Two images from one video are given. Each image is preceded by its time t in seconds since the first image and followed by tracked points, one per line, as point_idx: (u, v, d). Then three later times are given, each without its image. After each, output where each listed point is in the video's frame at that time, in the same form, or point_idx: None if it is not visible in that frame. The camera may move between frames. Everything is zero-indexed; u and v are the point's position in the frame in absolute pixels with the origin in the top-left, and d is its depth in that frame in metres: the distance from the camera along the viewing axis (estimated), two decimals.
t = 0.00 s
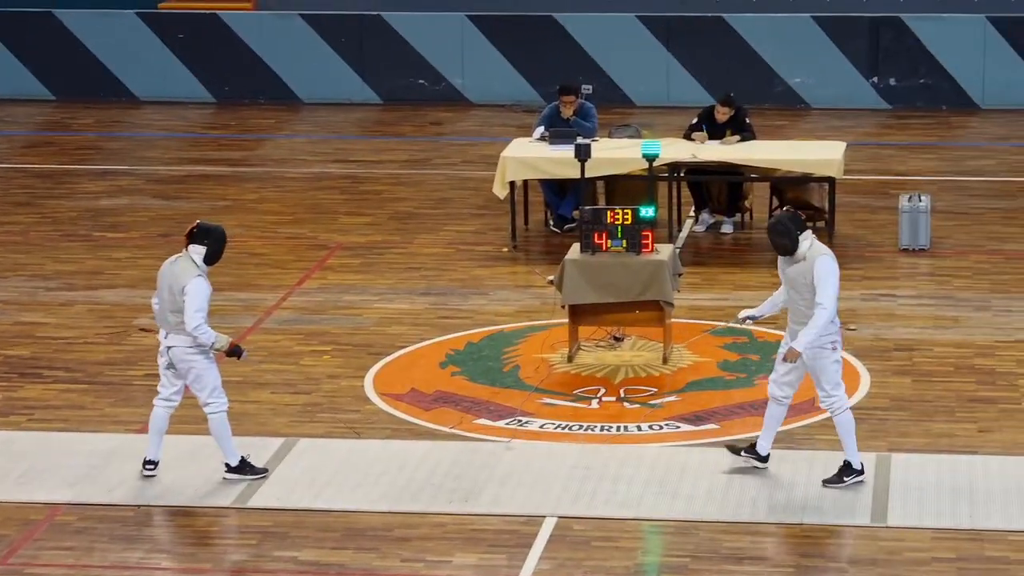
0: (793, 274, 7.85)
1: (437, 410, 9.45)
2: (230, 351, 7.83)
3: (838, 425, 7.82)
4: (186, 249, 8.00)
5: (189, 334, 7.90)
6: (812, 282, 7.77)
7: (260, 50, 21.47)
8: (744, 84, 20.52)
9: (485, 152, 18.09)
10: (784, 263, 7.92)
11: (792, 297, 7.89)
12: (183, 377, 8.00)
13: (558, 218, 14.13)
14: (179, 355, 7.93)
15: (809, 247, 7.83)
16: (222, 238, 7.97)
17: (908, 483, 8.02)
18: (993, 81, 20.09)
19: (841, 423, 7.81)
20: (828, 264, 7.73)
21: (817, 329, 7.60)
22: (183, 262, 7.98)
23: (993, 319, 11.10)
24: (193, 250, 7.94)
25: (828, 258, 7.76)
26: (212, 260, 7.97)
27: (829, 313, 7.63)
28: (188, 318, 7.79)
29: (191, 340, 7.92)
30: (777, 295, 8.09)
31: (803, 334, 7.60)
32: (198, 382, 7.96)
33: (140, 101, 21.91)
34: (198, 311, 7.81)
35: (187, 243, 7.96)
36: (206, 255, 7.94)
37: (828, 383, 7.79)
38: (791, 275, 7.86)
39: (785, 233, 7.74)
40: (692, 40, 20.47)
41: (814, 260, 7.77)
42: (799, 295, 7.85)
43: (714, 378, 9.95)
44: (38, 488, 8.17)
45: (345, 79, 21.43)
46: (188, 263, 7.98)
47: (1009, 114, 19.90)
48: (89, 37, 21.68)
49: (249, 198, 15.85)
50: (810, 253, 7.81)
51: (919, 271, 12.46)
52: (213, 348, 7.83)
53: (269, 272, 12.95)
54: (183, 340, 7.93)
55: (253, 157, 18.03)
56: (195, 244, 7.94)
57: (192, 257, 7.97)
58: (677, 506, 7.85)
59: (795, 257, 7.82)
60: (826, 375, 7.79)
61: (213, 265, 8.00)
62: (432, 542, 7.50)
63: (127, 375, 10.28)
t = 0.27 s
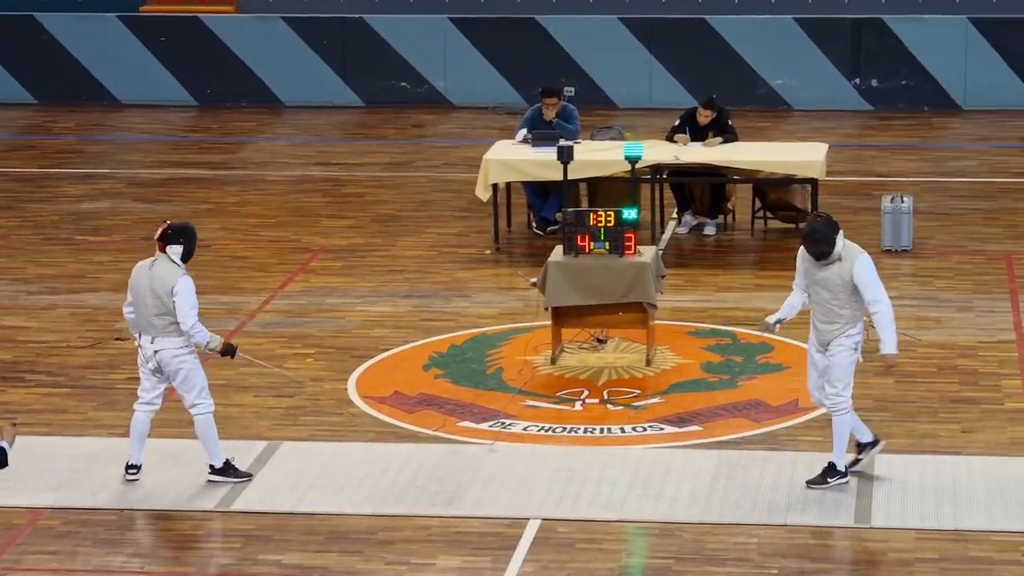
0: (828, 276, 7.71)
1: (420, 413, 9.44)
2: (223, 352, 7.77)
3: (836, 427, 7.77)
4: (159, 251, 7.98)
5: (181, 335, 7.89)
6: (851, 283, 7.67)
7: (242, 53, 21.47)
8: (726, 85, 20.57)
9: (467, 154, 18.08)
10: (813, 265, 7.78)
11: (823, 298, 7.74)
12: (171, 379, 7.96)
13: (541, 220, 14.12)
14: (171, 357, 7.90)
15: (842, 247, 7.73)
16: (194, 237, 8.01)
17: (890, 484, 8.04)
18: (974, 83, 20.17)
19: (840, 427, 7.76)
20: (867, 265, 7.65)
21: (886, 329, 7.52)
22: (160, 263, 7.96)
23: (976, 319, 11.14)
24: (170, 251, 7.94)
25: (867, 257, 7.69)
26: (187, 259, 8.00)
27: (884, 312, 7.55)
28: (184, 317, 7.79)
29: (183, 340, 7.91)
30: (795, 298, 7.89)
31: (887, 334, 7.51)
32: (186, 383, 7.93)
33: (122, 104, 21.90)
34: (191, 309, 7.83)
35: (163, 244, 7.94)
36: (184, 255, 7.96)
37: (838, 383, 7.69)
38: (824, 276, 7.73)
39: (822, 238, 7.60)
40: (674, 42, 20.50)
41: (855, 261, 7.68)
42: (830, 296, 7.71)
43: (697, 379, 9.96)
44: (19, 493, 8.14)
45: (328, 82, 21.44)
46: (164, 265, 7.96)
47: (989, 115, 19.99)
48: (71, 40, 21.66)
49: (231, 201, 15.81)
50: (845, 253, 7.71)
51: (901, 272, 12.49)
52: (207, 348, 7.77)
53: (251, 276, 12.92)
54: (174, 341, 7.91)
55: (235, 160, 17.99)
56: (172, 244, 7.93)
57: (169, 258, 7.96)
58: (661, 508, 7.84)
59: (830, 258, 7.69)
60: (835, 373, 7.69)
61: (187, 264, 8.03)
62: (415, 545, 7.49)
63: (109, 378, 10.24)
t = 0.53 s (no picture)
0: (854, 275, 7.72)
1: (410, 414, 9.43)
2: (218, 347, 7.78)
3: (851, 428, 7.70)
4: (145, 253, 7.98)
5: (174, 334, 7.89)
6: (876, 279, 7.69)
7: (231, 54, 21.46)
8: (715, 86, 20.59)
9: (457, 154, 18.08)
10: (837, 265, 7.79)
11: (851, 298, 7.76)
12: (163, 380, 7.93)
13: (530, 220, 14.12)
14: (164, 357, 7.88)
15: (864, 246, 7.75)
16: (178, 237, 8.04)
17: (880, 483, 8.05)
18: (963, 83, 20.22)
19: (856, 429, 7.69)
20: (890, 260, 7.68)
21: (920, 323, 7.54)
22: (147, 265, 7.95)
23: (965, 319, 11.16)
24: (157, 252, 7.95)
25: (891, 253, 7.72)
26: (174, 259, 8.02)
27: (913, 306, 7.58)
28: (178, 316, 7.80)
29: (175, 340, 7.90)
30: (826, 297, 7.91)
31: (921, 329, 7.53)
32: (178, 383, 7.92)
33: (111, 105, 21.88)
34: (183, 308, 7.84)
35: (149, 245, 7.95)
36: (171, 255, 7.98)
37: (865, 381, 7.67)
38: (849, 276, 7.74)
39: (843, 237, 7.60)
40: (663, 42, 20.52)
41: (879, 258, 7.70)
42: (858, 296, 7.74)
43: (687, 379, 9.97)
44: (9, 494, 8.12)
45: (317, 83, 21.43)
46: (151, 266, 7.96)
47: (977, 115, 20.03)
48: (60, 41, 21.64)
49: (220, 201, 15.79)
50: (868, 251, 7.73)
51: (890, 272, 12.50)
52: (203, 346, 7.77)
53: (241, 276, 12.90)
54: (165, 341, 7.89)
55: (224, 161, 17.97)
56: (159, 245, 7.94)
57: (156, 259, 7.96)
58: (651, 508, 7.85)
59: (853, 256, 7.70)
60: (861, 371, 7.68)
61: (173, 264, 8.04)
62: (405, 545, 7.49)
63: (98, 379, 10.23)
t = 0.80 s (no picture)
0: (871, 270, 7.73)
1: (404, 413, 9.43)
2: (210, 352, 7.74)
3: (908, 422, 7.74)
4: (142, 251, 7.94)
5: (169, 335, 7.88)
6: (892, 274, 7.66)
7: (224, 54, 21.44)
8: (709, 85, 20.61)
9: (450, 154, 18.07)
10: (857, 258, 7.80)
11: (872, 292, 7.76)
12: (159, 380, 7.94)
13: (523, 220, 14.12)
14: (159, 357, 7.89)
15: (882, 240, 7.71)
16: (174, 235, 7.98)
17: (874, 483, 8.06)
18: (956, 83, 20.24)
19: (913, 422, 7.73)
20: (906, 254, 7.61)
21: (921, 325, 7.53)
22: (144, 264, 7.92)
23: (958, 319, 11.17)
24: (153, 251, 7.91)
25: (908, 247, 7.64)
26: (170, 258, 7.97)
27: (920, 303, 7.54)
28: (173, 317, 7.78)
29: (171, 341, 7.90)
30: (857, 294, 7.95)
31: (920, 330, 7.53)
32: (173, 384, 7.93)
33: (104, 105, 21.87)
34: (179, 309, 7.82)
35: (145, 245, 7.91)
36: (167, 254, 7.94)
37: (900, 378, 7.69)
38: (869, 272, 7.74)
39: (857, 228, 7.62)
40: (655, 41, 20.53)
41: (893, 252, 7.65)
42: (880, 290, 7.73)
43: (681, 379, 9.97)
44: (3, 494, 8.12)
45: (310, 83, 21.43)
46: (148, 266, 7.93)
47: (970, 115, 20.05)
48: (53, 40, 21.62)
49: (213, 201, 15.78)
50: (886, 245, 7.69)
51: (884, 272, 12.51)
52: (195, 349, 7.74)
53: (234, 277, 12.89)
54: (161, 342, 7.89)
55: (217, 160, 17.95)
56: (155, 245, 7.90)
57: (153, 258, 7.93)
58: (645, 507, 7.85)
59: (870, 250, 7.70)
60: (900, 367, 7.67)
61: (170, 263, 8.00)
62: (399, 545, 7.48)
63: (91, 379, 10.22)
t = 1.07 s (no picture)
0: (896, 274, 7.70)
1: (400, 413, 9.43)
2: (207, 355, 7.72)
3: (954, 421, 7.76)
4: (141, 251, 7.91)
5: (166, 336, 7.87)
6: (915, 280, 7.61)
7: (220, 54, 21.44)
8: (705, 85, 20.61)
9: (446, 154, 18.07)
10: (885, 258, 7.77)
11: (897, 296, 7.73)
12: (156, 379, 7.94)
13: (519, 220, 14.12)
14: (156, 357, 7.88)
15: (909, 243, 7.65)
16: (174, 235, 7.93)
17: (869, 482, 8.06)
18: (952, 83, 20.24)
19: (958, 421, 7.74)
20: (931, 261, 7.55)
21: (921, 330, 7.45)
22: (142, 264, 7.89)
23: (954, 318, 11.17)
24: (151, 252, 7.87)
25: (932, 254, 7.57)
26: (169, 259, 7.93)
27: (933, 309, 7.47)
28: (170, 319, 7.75)
29: (169, 341, 7.89)
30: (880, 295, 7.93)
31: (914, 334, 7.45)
32: (170, 384, 7.93)
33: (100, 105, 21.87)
34: (177, 310, 7.79)
35: (143, 245, 7.86)
36: (165, 254, 7.89)
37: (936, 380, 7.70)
38: (895, 275, 7.71)
39: (886, 225, 7.63)
40: (651, 41, 20.54)
41: (918, 257, 7.60)
42: (904, 295, 7.70)
43: (677, 379, 9.97)
44: None
45: (306, 83, 21.43)
46: (147, 266, 7.90)
47: (966, 115, 20.06)
48: (49, 40, 21.61)
49: (208, 201, 15.77)
50: (912, 250, 7.64)
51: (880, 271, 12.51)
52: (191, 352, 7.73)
53: (230, 276, 12.88)
54: (158, 342, 7.88)
55: (214, 160, 17.94)
56: (153, 246, 7.86)
57: (151, 258, 7.89)
58: (642, 507, 7.85)
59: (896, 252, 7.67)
60: (936, 371, 7.69)
61: (169, 263, 7.96)
62: (395, 545, 7.48)
63: (87, 379, 10.22)
